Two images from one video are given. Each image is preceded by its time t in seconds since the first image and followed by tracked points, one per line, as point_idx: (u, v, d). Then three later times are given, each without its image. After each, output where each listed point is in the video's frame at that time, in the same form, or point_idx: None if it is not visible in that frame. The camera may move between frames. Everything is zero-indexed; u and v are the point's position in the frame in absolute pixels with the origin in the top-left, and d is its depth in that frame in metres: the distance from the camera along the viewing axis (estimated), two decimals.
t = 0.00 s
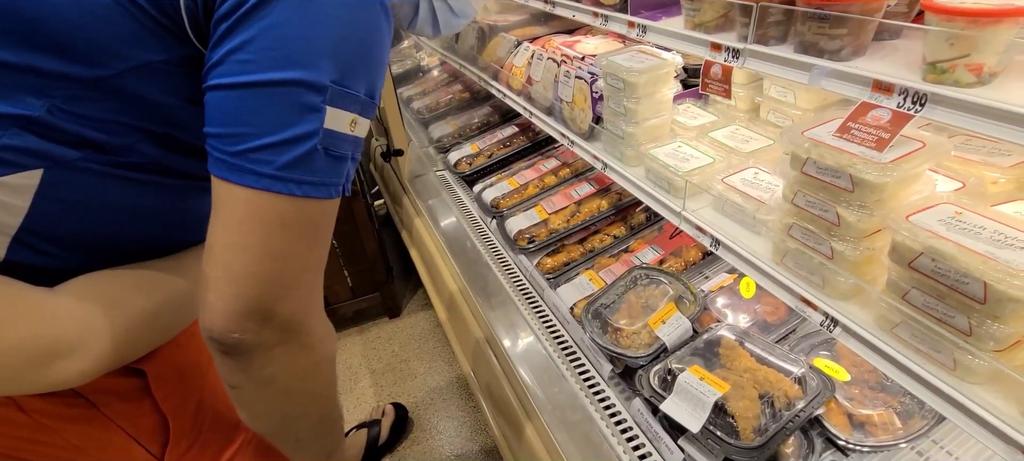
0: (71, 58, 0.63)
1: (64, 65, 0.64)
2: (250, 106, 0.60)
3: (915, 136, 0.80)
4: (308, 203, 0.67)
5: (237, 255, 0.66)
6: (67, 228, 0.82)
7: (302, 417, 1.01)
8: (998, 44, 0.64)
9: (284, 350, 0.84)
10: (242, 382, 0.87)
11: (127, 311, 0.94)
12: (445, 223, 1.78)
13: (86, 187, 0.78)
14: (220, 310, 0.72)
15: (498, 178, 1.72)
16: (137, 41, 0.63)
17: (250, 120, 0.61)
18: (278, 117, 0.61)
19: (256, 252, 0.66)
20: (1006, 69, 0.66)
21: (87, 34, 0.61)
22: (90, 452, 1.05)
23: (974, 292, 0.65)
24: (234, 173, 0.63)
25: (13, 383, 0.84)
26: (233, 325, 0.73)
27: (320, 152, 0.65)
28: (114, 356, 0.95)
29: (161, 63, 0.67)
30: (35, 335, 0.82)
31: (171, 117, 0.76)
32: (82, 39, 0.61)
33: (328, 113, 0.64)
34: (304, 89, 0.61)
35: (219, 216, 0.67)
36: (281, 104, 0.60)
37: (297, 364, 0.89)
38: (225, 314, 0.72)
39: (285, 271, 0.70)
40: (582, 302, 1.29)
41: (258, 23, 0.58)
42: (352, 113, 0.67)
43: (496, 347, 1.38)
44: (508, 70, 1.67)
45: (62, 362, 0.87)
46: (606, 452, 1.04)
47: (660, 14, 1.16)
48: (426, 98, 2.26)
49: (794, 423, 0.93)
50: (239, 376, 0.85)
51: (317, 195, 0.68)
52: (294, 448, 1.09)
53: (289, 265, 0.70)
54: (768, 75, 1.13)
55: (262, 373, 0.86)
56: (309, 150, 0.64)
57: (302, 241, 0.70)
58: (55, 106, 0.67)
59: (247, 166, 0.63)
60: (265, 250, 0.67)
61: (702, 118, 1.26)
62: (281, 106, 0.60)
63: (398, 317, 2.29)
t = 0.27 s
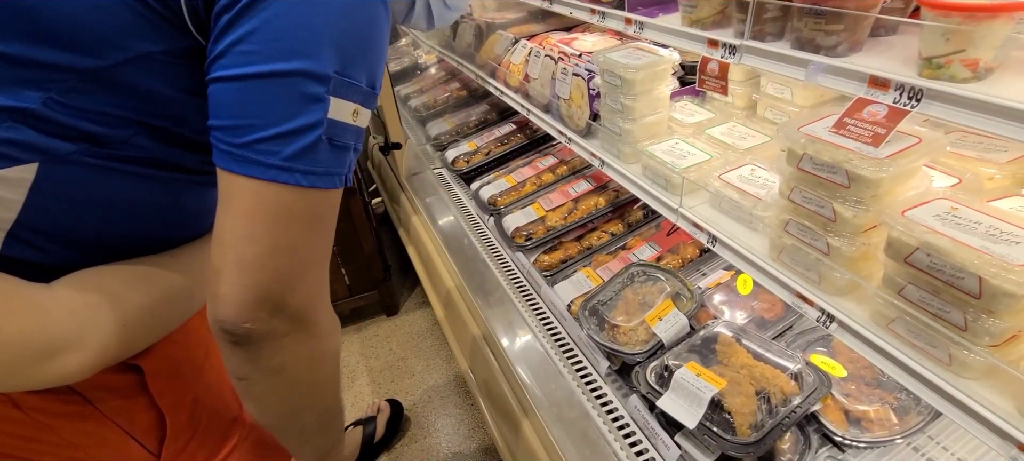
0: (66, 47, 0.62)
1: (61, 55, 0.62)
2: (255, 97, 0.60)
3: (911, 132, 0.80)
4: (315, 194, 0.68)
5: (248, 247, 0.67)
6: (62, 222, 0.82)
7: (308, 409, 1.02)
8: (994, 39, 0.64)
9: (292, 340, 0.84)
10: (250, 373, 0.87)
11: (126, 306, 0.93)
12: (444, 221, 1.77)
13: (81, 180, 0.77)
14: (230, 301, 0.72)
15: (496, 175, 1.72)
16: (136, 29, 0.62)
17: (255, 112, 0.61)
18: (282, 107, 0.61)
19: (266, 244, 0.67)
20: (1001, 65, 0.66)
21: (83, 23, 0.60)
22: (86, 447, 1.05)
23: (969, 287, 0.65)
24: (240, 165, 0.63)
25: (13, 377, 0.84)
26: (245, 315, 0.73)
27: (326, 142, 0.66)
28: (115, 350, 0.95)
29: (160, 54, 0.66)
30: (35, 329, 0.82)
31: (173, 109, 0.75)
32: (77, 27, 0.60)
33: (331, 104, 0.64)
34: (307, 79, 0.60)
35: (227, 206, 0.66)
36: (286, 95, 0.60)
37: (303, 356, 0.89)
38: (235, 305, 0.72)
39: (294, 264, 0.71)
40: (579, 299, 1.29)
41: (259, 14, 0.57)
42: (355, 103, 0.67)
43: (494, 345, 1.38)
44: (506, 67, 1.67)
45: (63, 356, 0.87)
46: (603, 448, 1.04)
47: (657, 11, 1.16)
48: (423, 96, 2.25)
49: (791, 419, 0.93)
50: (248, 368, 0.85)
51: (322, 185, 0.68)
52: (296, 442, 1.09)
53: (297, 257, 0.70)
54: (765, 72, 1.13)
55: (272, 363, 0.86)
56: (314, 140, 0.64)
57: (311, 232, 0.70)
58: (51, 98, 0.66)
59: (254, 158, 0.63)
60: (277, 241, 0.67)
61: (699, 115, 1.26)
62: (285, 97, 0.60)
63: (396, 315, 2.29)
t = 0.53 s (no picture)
0: (63, 43, 0.61)
1: (59, 52, 0.62)
2: (259, 94, 0.60)
3: (903, 127, 0.80)
4: (317, 188, 0.67)
5: (254, 241, 0.67)
6: (64, 220, 0.81)
7: (313, 401, 1.01)
8: (985, 33, 0.64)
9: (298, 332, 0.84)
10: (256, 364, 0.87)
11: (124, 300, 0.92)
12: (439, 220, 1.76)
13: (78, 176, 0.75)
14: (240, 293, 0.72)
15: (491, 173, 1.72)
16: (138, 30, 0.62)
17: (258, 108, 0.61)
18: (284, 104, 0.61)
19: (275, 240, 0.67)
20: (992, 58, 0.66)
21: (82, 21, 0.60)
22: (83, 441, 1.03)
23: (960, 281, 0.65)
24: (245, 161, 0.63)
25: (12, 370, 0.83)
26: (255, 306, 0.74)
27: (328, 138, 0.66)
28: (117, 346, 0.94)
29: (159, 51, 0.66)
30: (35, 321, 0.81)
31: (173, 106, 0.74)
32: (77, 25, 0.60)
33: (331, 100, 0.64)
34: (308, 75, 0.60)
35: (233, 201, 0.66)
36: (290, 92, 0.60)
37: (309, 346, 0.89)
38: (243, 297, 0.72)
39: (299, 257, 0.71)
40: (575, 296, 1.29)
41: (258, 11, 0.57)
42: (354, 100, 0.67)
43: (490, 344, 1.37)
44: (501, 65, 1.66)
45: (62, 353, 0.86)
46: (599, 445, 1.04)
47: (650, 8, 1.16)
48: (419, 94, 2.25)
49: (785, 414, 0.93)
50: (257, 359, 0.85)
51: (325, 181, 0.68)
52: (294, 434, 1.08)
53: (301, 250, 0.70)
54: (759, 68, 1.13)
55: (280, 354, 0.86)
56: (316, 137, 0.64)
57: (316, 225, 0.71)
58: (50, 95, 0.66)
59: (258, 155, 0.62)
60: (284, 235, 0.67)
61: (694, 111, 1.26)
62: (286, 93, 0.60)
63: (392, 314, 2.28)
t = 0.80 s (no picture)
0: (76, 41, 0.61)
1: (72, 51, 0.62)
2: (275, 95, 0.60)
3: (895, 123, 0.80)
4: (325, 185, 0.67)
5: (267, 233, 0.67)
6: (72, 216, 0.79)
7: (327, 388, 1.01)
8: (977, 29, 0.64)
9: (314, 321, 0.84)
10: (273, 353, 0.87)
11: (130, 293, 0.90)
12: (435, 219, 1.76)
13: (85, 172, 0.74)
14: (259, 282, 0.72)
15: (487, 172, 1.72)
16: (150, 30, 0.62)
17: (275, 109, 0.61)
18: (298, 105, 0.61)
19: (292, 232, 0.68)
20: (984, 55, 0.66)
21: (91, 21, 0.60)
22: (86, 432, 0.98)
23: (952, 277, 0.65)
24: (262, 160, 0.63)
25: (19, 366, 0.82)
26: (272, 294, 0.74)
27: (341, 136, 0.66)
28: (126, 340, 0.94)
29: (169, 51, 0.65)
30: (42, 313, 0.80)
31: (172, 103, 0.72)
32: (91, 24, 0.60)
33: (342, 100, 0.64)
34: (321, 76, 0.60)
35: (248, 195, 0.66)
36: (306, 92, 0.60)
37: (323, 335, 0.89)
38: (261, 287, 0.73)
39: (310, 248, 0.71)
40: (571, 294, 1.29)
41: (271, 15, 0.57)
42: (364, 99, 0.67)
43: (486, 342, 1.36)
44: (496, 63, 1.66)
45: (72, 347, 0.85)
46: (596, 445, 1.04)
47: (645, 5, 1.16)
48: (413, 93, 2.24)
49: (779, 411, 0.93)
50: (274, 348, 0.85)
51: (338, 178, 0.68)
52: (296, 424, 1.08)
53: (314, 243, 0.71)
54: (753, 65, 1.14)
55: (297, 342, 0.86)
56: (329, 135, 0.64)
57: (328, 218, 0.71)
58: (62, 93, 0.65)
59: (275, 154, 0.63)
60: (298, 229, 0.68)
61: (689, 108, 1.25)
62: (300, 95, 0.60)
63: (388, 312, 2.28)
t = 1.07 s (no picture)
0: (102, 42, 0.62)
1: (95, 50, 0.62)
2: (301, 100, 0.62)
3: (894, 122, 0.80)
4: (344, 182, 0.71)
5: (288, 229, 0.70)
6: (92, 212, 0.79)
7: (339, 376, 1.06)
8: (976, 28, 0.64)
9: (329, 311, 0.89)
10: (293, 343, 0.91)
11: (147, 284, 0.88)
12: (433, 218, 1.76)
13: (105, 170, 0.75)
14: (282, 276, 0.75)
15: (484, 170, 1.71)
16: (173, 34, 0.63)
17: (300, 112, 0.63)
18: (321, 108, 0.64)
19: (313, 228, 0.71)
20: (982, 53, 0.66)
21: (112, 21, 0.60)
22: (101, 421, 0.98)
23: (951, 275, 0.65)
24: (286, 161, 0.66)
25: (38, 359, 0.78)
26: (294, 287, 0.78)
27: (358, 137, 0.70)
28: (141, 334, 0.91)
29: (191, 54, 0.66)
30: (62, 303, 0.77)
31: (198, 104, 0.73)
32: (115, 26, 0.61)
33: (359, 103, 0.67)
34: (343, 82, 0.64)
35: (271, 193, 0.69)
36: (330, 98, 0.63)
37: (337, 325, 0.94)
38: (284, 280, 0.76)
39: (333, 242, 0.76)
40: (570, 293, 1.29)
41: (297, 24, 0.59)
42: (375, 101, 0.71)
43: (484, 340, 1.36)
44: (493, 61, 1.65)
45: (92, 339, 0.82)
46: (596, 444, 1.04)
47: (644, 3, 1.15)
48: (411, 91, 2.24)
49: (779, 409, 0.93)
50: (293, 338, 0.89)
51: (352, 175, 0.72)
52: (305, 413, 1.12)
53: (332, 238, 0.75)
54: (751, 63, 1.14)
55: (315, 332, 0.91)
56: (348, 136, 0.68)
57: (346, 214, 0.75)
58: (87, 92, 0.66)
59: (299, 155, 0.65)
60: (319, 226, 0.72)
61: (687, 106, 1.25)
62: (323, 99, 0.63)
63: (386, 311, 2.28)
